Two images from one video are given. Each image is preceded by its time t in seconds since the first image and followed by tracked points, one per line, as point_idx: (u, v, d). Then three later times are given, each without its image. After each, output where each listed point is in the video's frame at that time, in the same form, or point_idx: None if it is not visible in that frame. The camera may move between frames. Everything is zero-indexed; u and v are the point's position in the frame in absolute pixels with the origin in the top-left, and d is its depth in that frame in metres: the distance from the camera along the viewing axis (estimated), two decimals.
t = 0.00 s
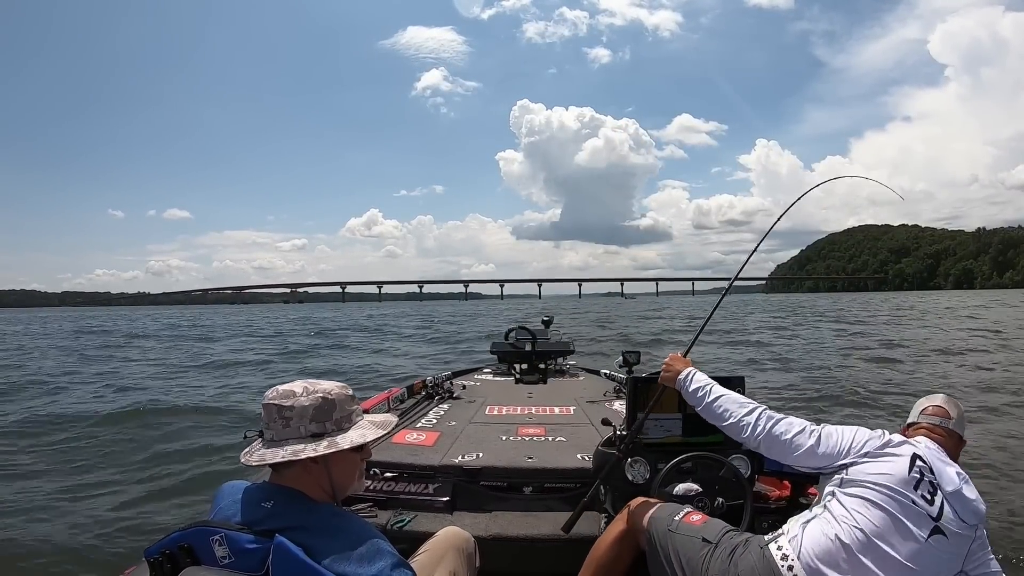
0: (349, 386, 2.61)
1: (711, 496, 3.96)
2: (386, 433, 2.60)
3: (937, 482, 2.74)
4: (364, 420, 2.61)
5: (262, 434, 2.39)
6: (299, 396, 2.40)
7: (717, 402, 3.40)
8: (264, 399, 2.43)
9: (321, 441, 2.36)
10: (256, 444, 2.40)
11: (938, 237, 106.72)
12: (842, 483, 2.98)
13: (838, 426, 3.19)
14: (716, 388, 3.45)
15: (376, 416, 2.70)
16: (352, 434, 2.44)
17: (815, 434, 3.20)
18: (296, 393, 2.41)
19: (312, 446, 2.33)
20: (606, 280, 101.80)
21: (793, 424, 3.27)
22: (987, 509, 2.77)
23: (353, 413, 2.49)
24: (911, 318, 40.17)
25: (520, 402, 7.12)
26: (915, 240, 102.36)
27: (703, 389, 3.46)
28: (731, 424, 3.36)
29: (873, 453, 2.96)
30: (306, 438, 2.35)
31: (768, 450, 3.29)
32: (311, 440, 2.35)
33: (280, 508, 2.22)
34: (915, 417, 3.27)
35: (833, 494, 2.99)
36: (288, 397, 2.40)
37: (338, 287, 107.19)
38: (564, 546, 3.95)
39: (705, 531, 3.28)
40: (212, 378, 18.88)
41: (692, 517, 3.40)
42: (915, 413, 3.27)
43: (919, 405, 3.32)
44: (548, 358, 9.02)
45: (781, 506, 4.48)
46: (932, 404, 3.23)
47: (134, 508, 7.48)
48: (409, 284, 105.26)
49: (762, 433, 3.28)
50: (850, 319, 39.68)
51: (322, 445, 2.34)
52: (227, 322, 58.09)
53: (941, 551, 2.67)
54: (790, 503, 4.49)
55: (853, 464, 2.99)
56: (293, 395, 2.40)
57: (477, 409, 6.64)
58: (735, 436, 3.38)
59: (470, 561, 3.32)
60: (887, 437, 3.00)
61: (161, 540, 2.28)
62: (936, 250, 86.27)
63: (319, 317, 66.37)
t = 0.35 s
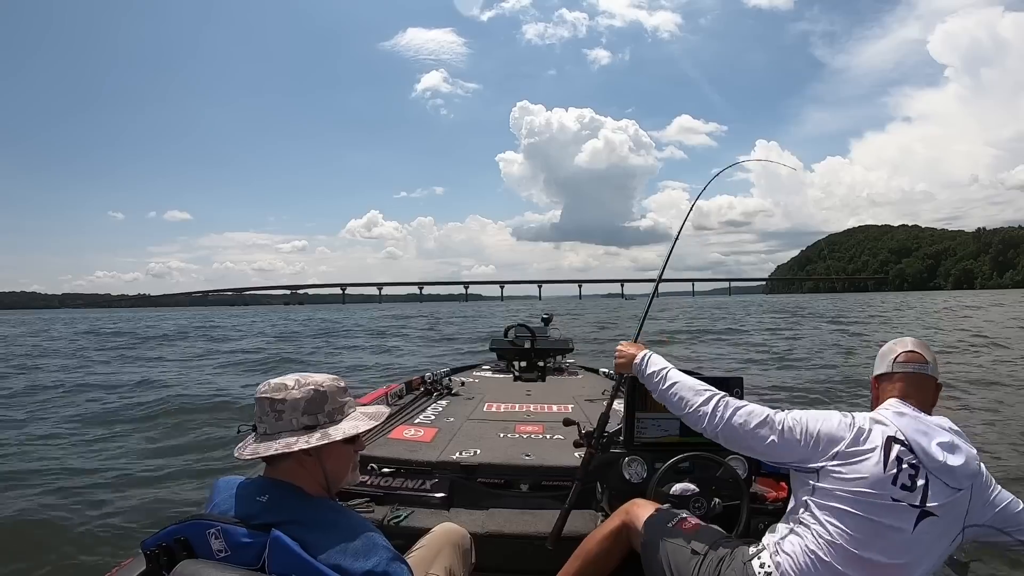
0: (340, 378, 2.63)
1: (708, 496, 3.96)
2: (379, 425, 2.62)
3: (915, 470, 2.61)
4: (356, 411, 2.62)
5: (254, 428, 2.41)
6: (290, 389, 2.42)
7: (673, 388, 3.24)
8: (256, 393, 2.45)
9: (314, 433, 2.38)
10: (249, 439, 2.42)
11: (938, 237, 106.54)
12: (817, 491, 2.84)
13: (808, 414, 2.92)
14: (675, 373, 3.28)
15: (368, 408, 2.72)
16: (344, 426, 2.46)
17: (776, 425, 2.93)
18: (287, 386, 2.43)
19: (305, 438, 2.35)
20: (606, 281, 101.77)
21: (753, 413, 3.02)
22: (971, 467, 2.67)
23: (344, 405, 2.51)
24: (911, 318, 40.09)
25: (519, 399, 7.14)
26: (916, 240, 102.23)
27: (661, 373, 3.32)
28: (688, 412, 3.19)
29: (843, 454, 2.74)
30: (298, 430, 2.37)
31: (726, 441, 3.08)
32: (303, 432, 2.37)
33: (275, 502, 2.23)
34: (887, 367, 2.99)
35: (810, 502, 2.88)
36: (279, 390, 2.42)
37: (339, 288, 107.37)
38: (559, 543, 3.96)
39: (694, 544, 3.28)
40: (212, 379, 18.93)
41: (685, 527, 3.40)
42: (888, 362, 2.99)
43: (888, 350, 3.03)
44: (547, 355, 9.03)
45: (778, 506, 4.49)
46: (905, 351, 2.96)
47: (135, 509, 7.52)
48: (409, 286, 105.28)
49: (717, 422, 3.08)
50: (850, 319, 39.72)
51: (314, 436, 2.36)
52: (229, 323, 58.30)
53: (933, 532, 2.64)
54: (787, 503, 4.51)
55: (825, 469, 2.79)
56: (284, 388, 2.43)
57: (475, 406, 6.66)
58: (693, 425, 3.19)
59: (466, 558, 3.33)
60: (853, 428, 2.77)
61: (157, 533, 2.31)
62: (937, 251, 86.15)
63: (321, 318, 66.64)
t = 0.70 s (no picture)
0: (336, 380, 2.64)
1: (709, 497, 3.94)
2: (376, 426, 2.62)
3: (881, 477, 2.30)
4: (353, 412, 2.63)
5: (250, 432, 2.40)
6: (287, 392, 2.42)
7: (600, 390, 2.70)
8: (252, 397, 2.45)
9: (311, 434, 2.38)
10: (246, 443, 2.41)
11: (938, 237, 106.58)
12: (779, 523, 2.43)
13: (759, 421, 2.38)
14: (604, 373, 2.74)
15: (365, 409, 2.73)
16: (341, 426, 2.47)
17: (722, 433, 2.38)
18: (283, 389, 2.43)
19: (303, 440, 2.35)
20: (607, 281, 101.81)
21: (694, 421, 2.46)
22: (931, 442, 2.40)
23: (341, 406, 2.52)
24: (912, 317, 40.09)
25: (519, 401, 7.14)
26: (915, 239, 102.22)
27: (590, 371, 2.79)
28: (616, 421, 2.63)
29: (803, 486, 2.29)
30: (295, 433, 2.37)
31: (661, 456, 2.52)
32: (301, 434, 2.37)
33: (274, 505, 2.24)
34: (836, 335, 2.67)
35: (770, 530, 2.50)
36: (276, 393, 2.42)
37: (340, 289, 107.62)
38: (559, 545, 3.96)
39: None
40: (215, 380, 19.02)
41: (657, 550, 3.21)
42: (837, 330, 2.66)
43: (832, 315, 2.69)
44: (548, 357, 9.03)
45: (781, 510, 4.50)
46: (852, 316, 2.64)
47: (138, 509, 7.55)
48: (410, 287, 105.44)
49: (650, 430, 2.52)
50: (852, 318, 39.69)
51: (312, 438, 2.36)
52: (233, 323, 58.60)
53: (902, 527, 2.43)
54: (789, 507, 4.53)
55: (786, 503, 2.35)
56: (281, 392, 2.43)
57: (476, 408, 6.66)
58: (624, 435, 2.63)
59: (467, 560, 3.34)
60: (808, 452, 2.29)
61: (158, 538, 2.31)
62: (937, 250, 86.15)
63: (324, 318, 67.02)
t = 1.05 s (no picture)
0: (338, 388, 2.60)
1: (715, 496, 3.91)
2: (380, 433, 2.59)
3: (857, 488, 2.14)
4: (357, 419, 2.59)
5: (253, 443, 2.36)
6: (290, 402, 2.39)
7: (549, 382, 2.15)
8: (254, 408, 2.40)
9: (316, 443, 2.35)
10: (249, 454, 2.37)
11: (938, 238, 106.54)
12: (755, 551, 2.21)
13: (738, 446, 2.02)
14: (559, 361, 2.18)
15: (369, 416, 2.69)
16: (345, 433, 2.43)
17: (698, 460, 1.99)
18: (287, 399, 2.39)
19: (308, 449, 2.32)
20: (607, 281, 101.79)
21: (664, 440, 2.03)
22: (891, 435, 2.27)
23: (344, 414, 2.48)
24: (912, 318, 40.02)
25: (522, 405, 7.10)
26: (916, 240, 102.18)
27: (539, 353, 2.22)
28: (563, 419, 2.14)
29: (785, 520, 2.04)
30: (299, 443, 2.33)
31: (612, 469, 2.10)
32: (306, 443, 2.34)
33: (280, 515, 2.20)
34: (765, 340, 2.35)
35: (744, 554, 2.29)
36: (279, 403, 2.38)
37: (340, 287, 107.62)
38: (569, 547, 3.95)
39: None
40: (216, 379, 18.98)
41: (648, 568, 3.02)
42: (765, 335, 2.34)
43: (756, 316, 2.36)
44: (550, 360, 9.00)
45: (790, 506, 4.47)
46: (778, 317, 2.33)
47: (138, 509, 7.51)
48: (410, 287, 105.50)
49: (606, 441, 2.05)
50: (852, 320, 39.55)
51: (317, 447, 2.32)
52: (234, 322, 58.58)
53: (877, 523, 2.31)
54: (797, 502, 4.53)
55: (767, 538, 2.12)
56: (284, 401, 2.39)
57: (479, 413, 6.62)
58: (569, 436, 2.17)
59: (475, 564, 3.31)
60: (791, 490, 2.02)
61: (163, 551, 2.27)
62: (937, 250, 86.14)
63: (325, 317, 67.10)
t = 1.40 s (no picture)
0: (338, 389, 2.61)
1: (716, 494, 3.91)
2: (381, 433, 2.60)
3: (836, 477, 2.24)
4: (357, 420, 2.60)
5: (253, 445, 2.37)
6: (292, 404, 2.39)
7: (546, 406, 2.13)
8: (255, 410, 2.40)
9: (319, 444, 2.36)
10: (250, 456, 2.37)
11: (938, 241, 106.47)
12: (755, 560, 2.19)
13: (734, 455, 2.03)
14: (556, 387, 2.16)
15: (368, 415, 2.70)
16: (347, 434, 2.44)
17: (703, 474, 1.96)
18: (289, 401, 2.39)
19: (311, 450, 2.32)
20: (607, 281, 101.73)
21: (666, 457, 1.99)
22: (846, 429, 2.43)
23: (345, 415, 2.49)
24: (912, 321, 39.95)
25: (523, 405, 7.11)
26: (916, 243, 102.14)
27: (537, 379, 2.22)
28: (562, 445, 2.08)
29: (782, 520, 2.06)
30: (301, 444, 2.34)
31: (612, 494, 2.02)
32: (308, 444, 2.35)
33: (282, 516, 2.21)
34: (735, 355, 2.31)
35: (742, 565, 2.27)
36: (280, 405, 2.38)
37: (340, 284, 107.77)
38: (570, 546, 3.95)
39: None
40: (217, 374, 19.03)
41: None
42: (737, 350, 2.30)
43: (727, 330, 2.33)
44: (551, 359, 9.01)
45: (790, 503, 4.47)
46: (750, 333, 2.30)
47: (139, 503, 7.54)
48: (410, 284, 105.50)
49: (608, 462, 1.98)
50: (853, 323, 39.49)
51: (320, 448, 2.33)
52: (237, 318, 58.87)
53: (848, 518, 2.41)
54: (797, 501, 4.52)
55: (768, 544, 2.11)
56: (285, 403, 2.39)
57: (480, 413, 6.63)
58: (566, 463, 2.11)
59: (477, 564, 3.32)
60: (789, 486, 2.05)
61: (165, 553, 2.27)
62: (938, 253, 86.09)
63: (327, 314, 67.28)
